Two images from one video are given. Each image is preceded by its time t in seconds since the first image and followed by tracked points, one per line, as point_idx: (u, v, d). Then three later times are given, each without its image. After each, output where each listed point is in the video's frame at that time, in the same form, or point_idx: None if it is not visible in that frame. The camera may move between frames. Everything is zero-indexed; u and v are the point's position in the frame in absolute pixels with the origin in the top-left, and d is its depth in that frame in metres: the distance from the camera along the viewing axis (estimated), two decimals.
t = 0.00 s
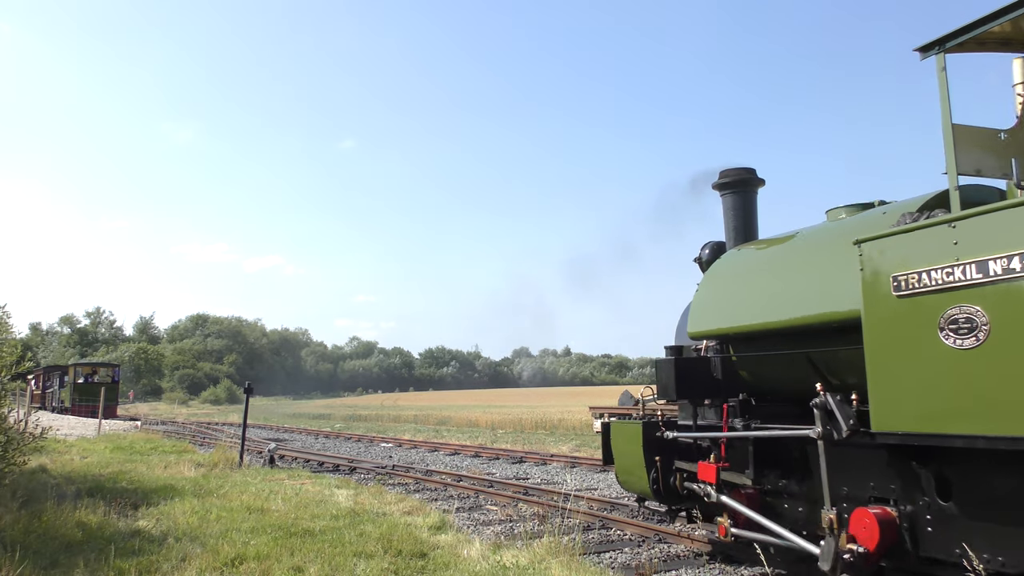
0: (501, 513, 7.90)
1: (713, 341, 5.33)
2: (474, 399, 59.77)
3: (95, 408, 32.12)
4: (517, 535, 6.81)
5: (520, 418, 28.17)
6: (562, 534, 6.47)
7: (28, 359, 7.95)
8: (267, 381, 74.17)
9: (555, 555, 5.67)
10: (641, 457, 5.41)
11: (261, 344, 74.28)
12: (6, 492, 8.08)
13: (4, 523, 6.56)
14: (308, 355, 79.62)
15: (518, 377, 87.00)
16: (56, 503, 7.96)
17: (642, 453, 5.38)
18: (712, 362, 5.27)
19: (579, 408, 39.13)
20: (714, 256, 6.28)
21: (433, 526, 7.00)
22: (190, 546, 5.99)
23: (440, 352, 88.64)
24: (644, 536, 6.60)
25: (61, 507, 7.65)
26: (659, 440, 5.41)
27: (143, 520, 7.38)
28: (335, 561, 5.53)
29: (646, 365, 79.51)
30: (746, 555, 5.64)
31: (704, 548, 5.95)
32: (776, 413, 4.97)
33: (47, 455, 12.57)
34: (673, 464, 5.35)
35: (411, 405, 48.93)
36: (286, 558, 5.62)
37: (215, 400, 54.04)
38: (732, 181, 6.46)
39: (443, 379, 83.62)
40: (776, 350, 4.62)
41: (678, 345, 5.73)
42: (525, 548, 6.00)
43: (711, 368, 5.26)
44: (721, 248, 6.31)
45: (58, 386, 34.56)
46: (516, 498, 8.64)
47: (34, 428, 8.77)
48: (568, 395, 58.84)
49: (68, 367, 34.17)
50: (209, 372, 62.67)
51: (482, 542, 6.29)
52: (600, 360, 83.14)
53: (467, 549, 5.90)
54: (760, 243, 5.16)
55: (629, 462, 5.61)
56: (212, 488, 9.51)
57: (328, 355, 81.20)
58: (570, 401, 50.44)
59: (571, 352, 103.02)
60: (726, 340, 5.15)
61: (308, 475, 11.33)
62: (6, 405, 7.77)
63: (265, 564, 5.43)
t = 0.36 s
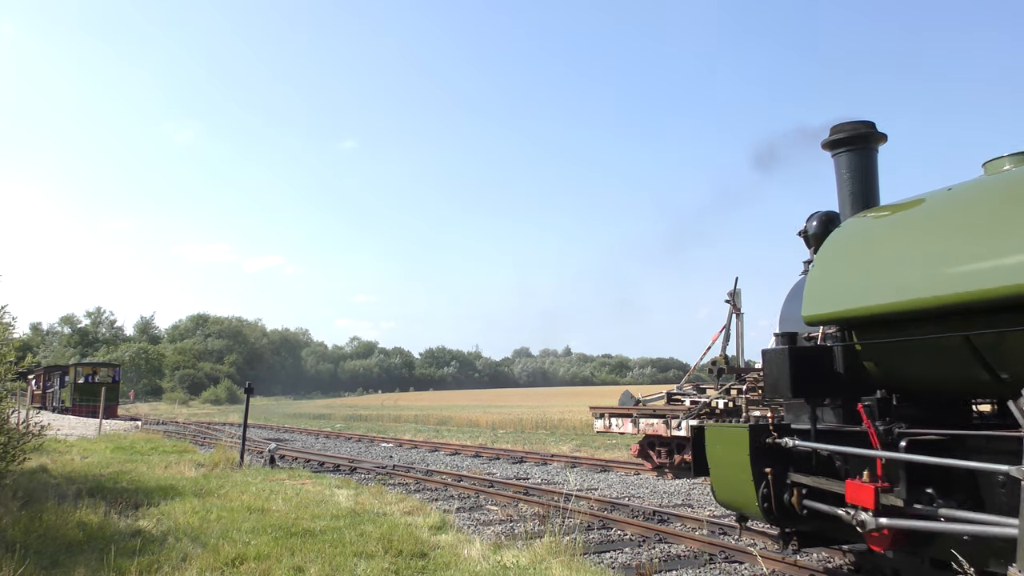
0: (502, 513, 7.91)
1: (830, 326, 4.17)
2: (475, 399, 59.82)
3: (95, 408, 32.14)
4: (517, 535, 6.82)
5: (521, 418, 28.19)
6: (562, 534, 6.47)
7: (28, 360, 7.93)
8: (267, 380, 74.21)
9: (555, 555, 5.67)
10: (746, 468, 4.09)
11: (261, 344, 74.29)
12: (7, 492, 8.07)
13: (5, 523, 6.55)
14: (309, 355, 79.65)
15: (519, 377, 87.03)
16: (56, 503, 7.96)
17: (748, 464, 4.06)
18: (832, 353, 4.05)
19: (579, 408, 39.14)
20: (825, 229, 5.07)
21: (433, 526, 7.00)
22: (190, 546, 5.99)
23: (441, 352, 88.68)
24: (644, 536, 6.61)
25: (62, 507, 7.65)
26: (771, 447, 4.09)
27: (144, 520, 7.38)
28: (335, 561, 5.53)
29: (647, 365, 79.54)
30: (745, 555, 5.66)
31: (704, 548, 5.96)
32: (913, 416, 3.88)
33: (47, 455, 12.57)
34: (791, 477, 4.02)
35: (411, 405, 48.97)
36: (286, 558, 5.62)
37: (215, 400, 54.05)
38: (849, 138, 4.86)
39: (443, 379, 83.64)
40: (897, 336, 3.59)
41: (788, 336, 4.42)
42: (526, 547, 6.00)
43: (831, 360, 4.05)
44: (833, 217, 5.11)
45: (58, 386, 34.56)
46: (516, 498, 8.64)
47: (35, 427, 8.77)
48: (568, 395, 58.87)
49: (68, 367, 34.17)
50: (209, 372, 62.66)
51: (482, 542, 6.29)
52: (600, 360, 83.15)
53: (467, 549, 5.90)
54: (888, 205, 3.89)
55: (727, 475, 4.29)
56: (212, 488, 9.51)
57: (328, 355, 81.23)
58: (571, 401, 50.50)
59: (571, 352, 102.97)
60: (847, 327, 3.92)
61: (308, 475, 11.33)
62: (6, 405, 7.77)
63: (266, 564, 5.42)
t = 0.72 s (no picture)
0: (502, 513, 7.90)
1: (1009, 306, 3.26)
2: (475, 399, 59.83)
3: (95, 408, 32.14)
4: (517, 535, 6.82)
5: (521, 418, 28.19)
6: (562, 534, 6.47)
7: (29, 360, 7.93)
8: (267, 380, 74.22)
9: (555, 555, 5.67)
10: (903, 487, 3.17)
11: (261, 344, 74.28)
12: (7, 491, 8.07)
13: (5, 523, 6.55)
14: (308, 355, 79.65)
15: (519, 377, 87.04)
16: (56, 503, 7.96)
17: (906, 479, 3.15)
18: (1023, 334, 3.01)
19: (579, 408, 39.16)
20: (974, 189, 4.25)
21: (433, 526, 7.00)
22: (191, 546, 5.99)
23: (441, 352, 88.69)
24: (644, 536, 6.60)
25: (62, 507, 7.64)
26: (938, 459, 3.16)
27: (144, 520, 7.38)
28: (335, 560, 5.54)
29: (647, 365, 79.53)
30: (744, 555, 5.67)
31: (704, 548, 5.96)
32: None
33: (47, 455, 12.57)
34: (964, 498, 3.09)
35: (412, 405, 48.97)
36: (286, 558, 5.62)
37: (215, 400, 54.04)
38: (1011, 69, 3.98)
39: (443, 379, 83.65)
40: None
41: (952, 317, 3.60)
42: (526, 547, 6.00)
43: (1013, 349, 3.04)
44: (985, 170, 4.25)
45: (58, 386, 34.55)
46: (517, 498, 8.64)
47: (34, 427, 8.76)
48: (569, 395, 58.87)
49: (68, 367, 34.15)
50: (209, 372, 62.65)
51: (482, 542, 6.29)
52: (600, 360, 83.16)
53: (467, 549, 5.90)
54: None
55: (877, 495, 3.34)
56: (212, 488, 9.51)
57: (328, 355, 81.23)
58: (571, 401, 50.50)
59: (571, 352, 102.98)
60: None
61: (308, 475, 11.33)
62: (6, 405, 7.76)
63: (265, 564, 5.42)
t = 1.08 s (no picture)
0: (501, 513, 7.90)
1: None
2: (475, 399, 59.85)
3: (95, 408, 32.14)
4: (517, 535, 6.81)
5: (521, 418, 28.22)
6: (562, 534, 6.47)
7: (28, 359, 7.93)
8: (267, 380, 74.22)
9: (555, 555, 5.66)
10: None
11: (261, 343, 74.28)
12: (6, 491, 8.06)
13: (5, 523, 6.55)
14: (308, 355, 79.63)
15: (519, 377, 87.03)
16: (56, 503, 7.96)
17: None
18: None
19: (579, 408, 39.16)
20: None
21: (433, 526, 7.00)
22: (190, 546, 5.98)
23: (440, 352, 88.69)
24: (644, 536, 6.60)
25: (62, 507, 7.64)
26: None
27: (143, 520, 7.38)
28: (335, 561, 5.53)
29: (647, 365, 79.52)
30: (744, 555, 5.66)
31: (704, 548, 5.95)
32: None
33: (47, 455, 12.57)
34: None
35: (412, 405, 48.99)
36: (286, 558, 5.61)
37: (215, 400, 54.03)
38: None
39: (443, 379, 83.62)
40: None
41: None
42: (526, 547, 6.00)
43: None
44: None
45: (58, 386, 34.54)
46: (516, 498, 8.63)
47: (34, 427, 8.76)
48: (569, 394, 58.78)
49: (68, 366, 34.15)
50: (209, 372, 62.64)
51: (482, 542, 6.28)
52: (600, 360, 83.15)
53: (467, 549, 5.89)
54: None
55: None
56: (212, 488, 9.51)
57: (328, 355, 81.22)
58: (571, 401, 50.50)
59: (571, 352, 102.96)
60: None
61: (308, 475, 11.32)
62: (6, 404, 7.76)
63: (265, 564, 5.42)
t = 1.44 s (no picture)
0: (501, 513, 7.91)
1: None
2: (475, 399, 59.96)
3: (95, 408, 32.16)
4: (517, 535, 6.82)
5: (521, 418, 28.23)
6: (562, 534, 6.48)
7: (29, 360, 7.95)
8: (267, 380, 74.24)
9: (555, 555, 5.67)
10: None
11: (261, 344, 74.30)
12: (7, 492, 8.08)
13: (5, 523, 6.56)
14: (308, 355, 79.65)
15: (519, 377, 87.05)
16: (56, 503, 7.97)
17: None
18: None
19: (579, 408, 39.16)
20: None
21: (433, 526, 7.01)
22: (190, 546, 5.99)
23: (441, 352, 88.70)
24: (644, 536, 6.60)
25: (62, 507, 7.65)
26: None
27: (144, 520, 7.38)
28: (335, 561, 5.54)
29: (646, 365, 79.55)
30: (745, 556, 5.67)
31: (703, 548, 5.96)
32: None
33: (47, 455, 12.58)
34: None
35: (412, 405, 49.01)
36: (286, 558, 5.62)
37: (215, 400, 54.04)
38: None
39: (443, 379, 83.63)
40: None
41: None
42: (526, 548, 6.01)
43: None
44: None
45: (58, 386, 34.56)
46: (516, 498, 8.63)
47: (35, 428, 8.77)
48: (569, 394, 58.78)
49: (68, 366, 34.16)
50: (209, 372, 62.65)
51: (482, 542, 6.29)
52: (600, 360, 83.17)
53: (467, 549, 5.90)
54: None
55: None
56: (212, 488, 9.51)
57: (328, 355, 81.25)
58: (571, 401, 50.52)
59: (571, 352, 102.97)
60: None
61: (308, 475, 11.33)
62: (7, 405, 7.78)
63: (265, 564, 5.42)
